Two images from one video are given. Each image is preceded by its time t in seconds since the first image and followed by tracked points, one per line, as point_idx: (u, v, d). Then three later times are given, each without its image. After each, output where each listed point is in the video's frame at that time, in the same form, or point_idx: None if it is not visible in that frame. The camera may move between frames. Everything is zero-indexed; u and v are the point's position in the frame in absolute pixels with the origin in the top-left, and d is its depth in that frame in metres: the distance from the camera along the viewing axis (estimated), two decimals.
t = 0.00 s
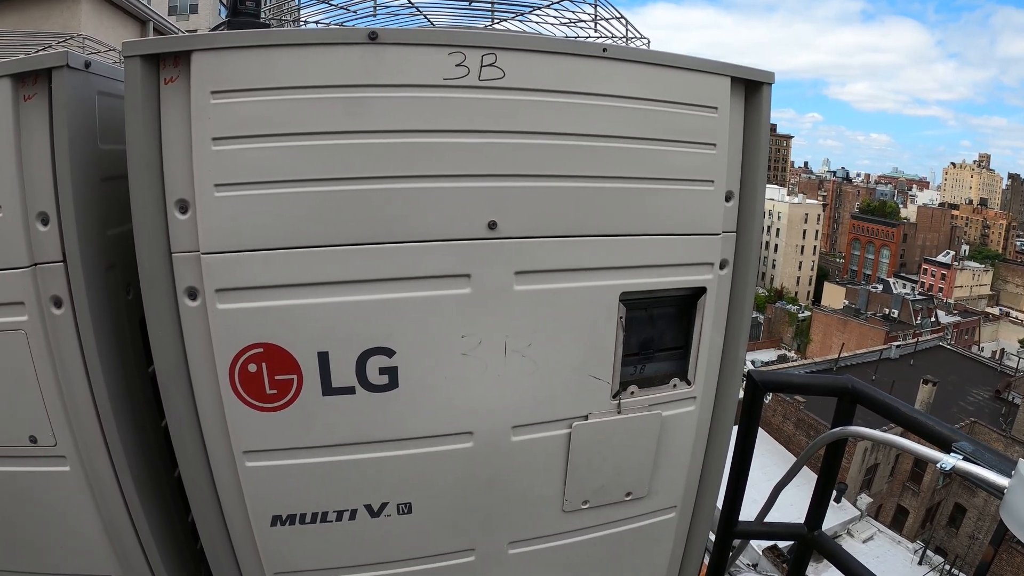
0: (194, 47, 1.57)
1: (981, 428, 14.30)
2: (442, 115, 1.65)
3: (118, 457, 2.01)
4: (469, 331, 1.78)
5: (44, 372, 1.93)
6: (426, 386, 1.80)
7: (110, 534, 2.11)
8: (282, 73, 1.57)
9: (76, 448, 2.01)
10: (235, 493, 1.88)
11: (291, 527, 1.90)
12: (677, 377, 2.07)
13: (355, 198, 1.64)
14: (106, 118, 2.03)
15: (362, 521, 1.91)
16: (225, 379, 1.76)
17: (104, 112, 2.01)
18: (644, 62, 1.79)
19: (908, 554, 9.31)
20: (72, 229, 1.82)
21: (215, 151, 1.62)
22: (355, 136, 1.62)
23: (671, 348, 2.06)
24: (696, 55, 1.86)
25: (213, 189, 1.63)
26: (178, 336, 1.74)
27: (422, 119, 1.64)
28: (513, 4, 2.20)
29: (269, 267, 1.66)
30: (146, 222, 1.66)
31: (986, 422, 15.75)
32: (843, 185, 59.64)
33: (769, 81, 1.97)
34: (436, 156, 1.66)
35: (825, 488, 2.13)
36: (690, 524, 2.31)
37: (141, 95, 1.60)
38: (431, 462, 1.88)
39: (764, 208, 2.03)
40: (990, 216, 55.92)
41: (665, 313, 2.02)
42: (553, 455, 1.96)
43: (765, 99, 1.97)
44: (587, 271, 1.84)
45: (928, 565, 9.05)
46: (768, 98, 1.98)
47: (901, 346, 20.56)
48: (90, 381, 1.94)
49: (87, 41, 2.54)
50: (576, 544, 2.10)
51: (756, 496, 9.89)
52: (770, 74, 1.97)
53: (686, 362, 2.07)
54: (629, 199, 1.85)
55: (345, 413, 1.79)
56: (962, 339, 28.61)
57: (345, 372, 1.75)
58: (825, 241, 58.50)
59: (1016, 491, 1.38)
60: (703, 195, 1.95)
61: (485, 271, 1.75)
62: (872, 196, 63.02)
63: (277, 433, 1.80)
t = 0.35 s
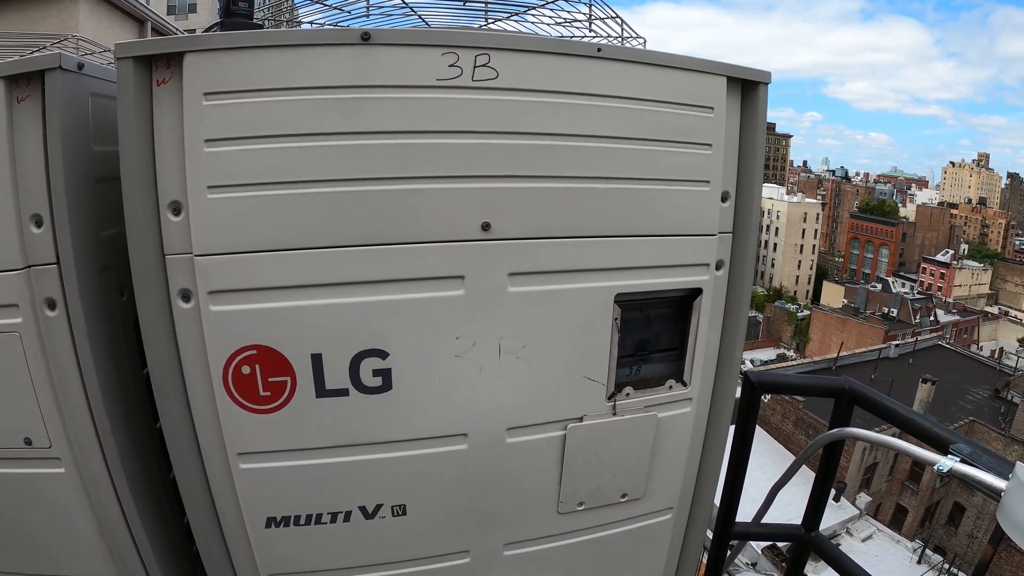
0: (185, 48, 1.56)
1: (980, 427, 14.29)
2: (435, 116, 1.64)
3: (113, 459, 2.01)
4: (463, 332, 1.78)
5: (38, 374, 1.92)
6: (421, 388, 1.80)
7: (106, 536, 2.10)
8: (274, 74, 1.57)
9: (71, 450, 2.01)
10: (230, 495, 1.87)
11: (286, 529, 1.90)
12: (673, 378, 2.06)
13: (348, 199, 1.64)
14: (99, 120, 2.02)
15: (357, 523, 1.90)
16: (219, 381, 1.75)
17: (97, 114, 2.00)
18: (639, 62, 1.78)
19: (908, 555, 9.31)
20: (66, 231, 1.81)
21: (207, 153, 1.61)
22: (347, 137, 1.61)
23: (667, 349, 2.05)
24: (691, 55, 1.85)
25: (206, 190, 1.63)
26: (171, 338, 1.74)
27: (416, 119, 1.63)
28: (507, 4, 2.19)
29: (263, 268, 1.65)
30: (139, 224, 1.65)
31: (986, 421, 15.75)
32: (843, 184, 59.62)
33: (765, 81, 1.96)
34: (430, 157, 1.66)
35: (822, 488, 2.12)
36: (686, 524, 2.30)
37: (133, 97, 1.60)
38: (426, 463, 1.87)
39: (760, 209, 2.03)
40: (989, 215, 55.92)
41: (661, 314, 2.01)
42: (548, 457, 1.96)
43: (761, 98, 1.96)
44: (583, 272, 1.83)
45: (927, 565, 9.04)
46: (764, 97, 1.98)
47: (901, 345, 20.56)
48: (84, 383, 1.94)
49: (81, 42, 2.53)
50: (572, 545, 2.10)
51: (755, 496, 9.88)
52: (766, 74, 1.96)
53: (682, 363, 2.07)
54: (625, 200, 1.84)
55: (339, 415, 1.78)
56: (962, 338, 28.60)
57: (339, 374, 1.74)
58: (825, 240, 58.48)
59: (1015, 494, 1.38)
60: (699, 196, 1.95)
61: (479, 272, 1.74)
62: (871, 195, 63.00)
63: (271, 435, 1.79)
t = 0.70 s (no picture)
0: (173, 48, 1.54)
1: (979, 426, 14.28)
2: (427, 116, 1.63)
3: (105, 463, 1.99)
4: (456, 334, 1.76)
5: (30, 378, 1.91)
6: (414, 390, 1.78)
7: (98, 540, 2.08)
8: (263, 74, 1.55)
9: (63, 454, 1.99)
10: (222, 498, 1.86)
11: (278, 533, 1.88)
12: (669, 380, 2.05)
13: (339, 200, 1.62)
14: (89, 121, 2.00)
15: (350, 526, 1.89)
16: (210, 384, 1.73)
17: (87, 115, 1.98)
18: (633, 61, 1.76)
19: (908, 550, 9.27)
20: (55, 233, 1.80)
21: (196, 154, 1.59)
22: (338, 137, 1.59)
23: (663, 351, 2.04)
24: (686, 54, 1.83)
25: (195, 191, 1.61)
26: (161, 341, 1.72)
27: (407, 119, 1.61)
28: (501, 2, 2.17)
29: (253, 270, 1.63)
30: (128, 226, 1.63)
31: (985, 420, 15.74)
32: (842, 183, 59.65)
33: (761, 80, 1.94)
34: (421, 157, 1.64)
35: (821, 487, 2.11)
36: (683, 526, 2.29)
37: (122, 97, 1.58)
38: (419, 466, 1.86)
39: (756, 208, 2.01)
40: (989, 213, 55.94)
41: (657, 315, 2.00)
42: (543, 459, 1.94)
43: (757, 97, 1.95)
44: (577, 273, 1.82)
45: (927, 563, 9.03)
46: (760, 96, 1.96)
47: (902, 343, 20.48)
48: (75, 386, 1.92)
49: (73, 44, 2.49)
50: (568, 547, 2.08)
51: (755, 495, 9.87)
52: (761, 72, 1.94)
53: (678, 364, 2.05)
54: (619, 199, 1.82)
55: (332, 418, 1.77)
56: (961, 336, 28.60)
57: (330, 376, 1.73)
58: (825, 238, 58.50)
59: (1014, 499, 1.38)
60: (694, 195, 1.93)
61: (472, 273, 1.73)
62: (871, 193, 62.95)
63: (263, 438, 1.77)
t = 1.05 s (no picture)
0: (172, 41, 1.52)
1: (979, 423, 14.28)
2: (429, 109, 1.61)
3: (104, 461, 1.97)
4: (459, 329, 1.74)
5: (28, 376, 1.89)
6: (415, 387, 1.76)
7: (98, 539, 2.07)
8: (262, 67, 1.53)
9: (61, 452, 1.97)
10: (223, 496, 1.84)
11: (279, 531, 1.86)
12: (673, 376, 2.03)
13: (339, 195, 1.60)
14: (88, 116, 1.98)
15: (352, 524, 1.87)
16: (210, 381, 1.72)
17: (85, 110, 1.96)
18: (636, 54, 1.75)
19: (908, 548, 9.27)
20: (53, 229, 1.78)
21: (196, 148, 1.57)
22: (339, 131, 1.58)
23: (666, 347, 2.02)
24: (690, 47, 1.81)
25: (194, 186, 1.59)
26: (161, 338, 1.70)
27: (408, 112, 1.60)
28: None
29: (253, 266, 1.61)
30: (127, 221, 1.62)
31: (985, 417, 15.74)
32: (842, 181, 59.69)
33: (765, 74, 1.93)
34: (423, 151, 1.62)
35: (823, 487, 2.10)
36: (687, 523, 2.27)
37: (120, 91, 1.56)
38: (421, 463, 1.84)
39: (759, 204, 2.00)
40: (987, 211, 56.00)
41: (660, 311, 1.98)
42: (546, 456, 1.93)
43: (760, 91, 1.93)
44: (580, 268, 1.80)
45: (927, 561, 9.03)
46: (764, 89, 1.94)
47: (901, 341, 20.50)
48: (74, 384, 1.90)
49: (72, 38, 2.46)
50: (571, 545, 2.07)
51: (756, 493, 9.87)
52: (765, 66, 1.93)
53: (681, 360, 2.04)
54: (622, 194, 1.81)
55: (333, 415, 1.75)
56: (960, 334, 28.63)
57: (331, 373, 1.71)
58: (824, 237, 58.54)
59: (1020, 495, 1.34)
60: (697, 190, 1.92)
61: (474, 268, 1.71)
62: (870, 192, 62.92)
63: (264, 435, 1.76)
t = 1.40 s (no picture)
0: (180, 38, 1.51)
1: (980, 424, 14.28)
2: (437, 107, 1.60)
3: (108, 460, 1.97)
4: (466, 328, 1.74)
5: (32, 374, 1.88)
6: (422, 386, 1.76)
7: (102, 537, 2.06)
8: (271, 64, 1.52)
9: (65, 450, 1.97)
10: (228, 495, 1.84)
11: (285, 530, 1.86)
12: (679, 375, 2.03)
13: (347, 193, 1.60)
14: (93, 113, 1.97)
15: (357, 523, 1.87)
16: (216, 380, 1.71)
17: (90, 107, 1.96)
18: (645, 52, 1.74)
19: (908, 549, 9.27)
20: (58, 226, 1.77)
21: (203, 145, 1.57)
22: (347, 129, 1.57)
23: (673, 346, 2.02)
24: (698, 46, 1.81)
25: (201, 184, 1.58)
26: (167, 336, 1.69)
27: (417, 110, 1.59)
28: None
29: (260, 264, 1.61)
30: (133, 219, 1.61)
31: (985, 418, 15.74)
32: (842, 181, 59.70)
33: (773, 73, 1.92)
34: (431, 149, 1.62)
35: (828, 488, 2.09)
36: (692, 524, 2.27)
37: (127, 88, 1.55)
38: (427, 462, 1.84)
39: (766, 203, 1.99)
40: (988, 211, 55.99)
41: (667, 310, 1.98)
42: (552, 455, 1.92)
43: (769, 91, 1.92)
44: (587, 267, 1.80)
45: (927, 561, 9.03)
46: (772, 89, 1.93)
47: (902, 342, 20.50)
48: (78, 382, 1.89)
49: (76, 34, 2.45)
50: (576, 545, 2.06)
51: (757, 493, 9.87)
52: (774, 65, 1.92)
53: (688, 360, 2.03)
54: (630, 193, 1.80)
55: (339, 413, 1.75)
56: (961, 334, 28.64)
57: (338, 372, 1.71)
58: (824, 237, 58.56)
59: None
60: (705, 189, 1.91)
61: (482, 267, 1.71)
62: (871, 191, 62.88)
63: (270, 434, 1.75)
